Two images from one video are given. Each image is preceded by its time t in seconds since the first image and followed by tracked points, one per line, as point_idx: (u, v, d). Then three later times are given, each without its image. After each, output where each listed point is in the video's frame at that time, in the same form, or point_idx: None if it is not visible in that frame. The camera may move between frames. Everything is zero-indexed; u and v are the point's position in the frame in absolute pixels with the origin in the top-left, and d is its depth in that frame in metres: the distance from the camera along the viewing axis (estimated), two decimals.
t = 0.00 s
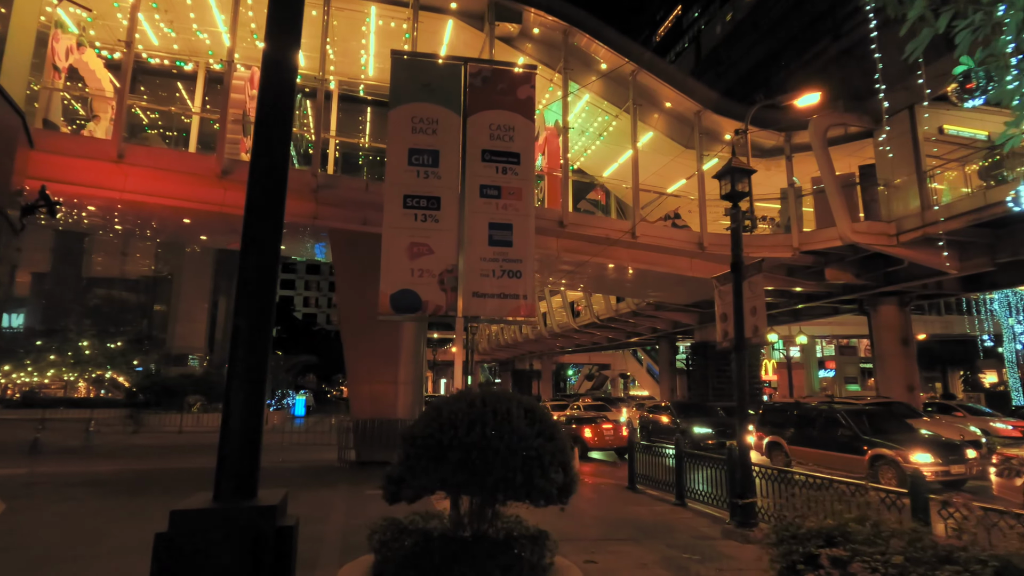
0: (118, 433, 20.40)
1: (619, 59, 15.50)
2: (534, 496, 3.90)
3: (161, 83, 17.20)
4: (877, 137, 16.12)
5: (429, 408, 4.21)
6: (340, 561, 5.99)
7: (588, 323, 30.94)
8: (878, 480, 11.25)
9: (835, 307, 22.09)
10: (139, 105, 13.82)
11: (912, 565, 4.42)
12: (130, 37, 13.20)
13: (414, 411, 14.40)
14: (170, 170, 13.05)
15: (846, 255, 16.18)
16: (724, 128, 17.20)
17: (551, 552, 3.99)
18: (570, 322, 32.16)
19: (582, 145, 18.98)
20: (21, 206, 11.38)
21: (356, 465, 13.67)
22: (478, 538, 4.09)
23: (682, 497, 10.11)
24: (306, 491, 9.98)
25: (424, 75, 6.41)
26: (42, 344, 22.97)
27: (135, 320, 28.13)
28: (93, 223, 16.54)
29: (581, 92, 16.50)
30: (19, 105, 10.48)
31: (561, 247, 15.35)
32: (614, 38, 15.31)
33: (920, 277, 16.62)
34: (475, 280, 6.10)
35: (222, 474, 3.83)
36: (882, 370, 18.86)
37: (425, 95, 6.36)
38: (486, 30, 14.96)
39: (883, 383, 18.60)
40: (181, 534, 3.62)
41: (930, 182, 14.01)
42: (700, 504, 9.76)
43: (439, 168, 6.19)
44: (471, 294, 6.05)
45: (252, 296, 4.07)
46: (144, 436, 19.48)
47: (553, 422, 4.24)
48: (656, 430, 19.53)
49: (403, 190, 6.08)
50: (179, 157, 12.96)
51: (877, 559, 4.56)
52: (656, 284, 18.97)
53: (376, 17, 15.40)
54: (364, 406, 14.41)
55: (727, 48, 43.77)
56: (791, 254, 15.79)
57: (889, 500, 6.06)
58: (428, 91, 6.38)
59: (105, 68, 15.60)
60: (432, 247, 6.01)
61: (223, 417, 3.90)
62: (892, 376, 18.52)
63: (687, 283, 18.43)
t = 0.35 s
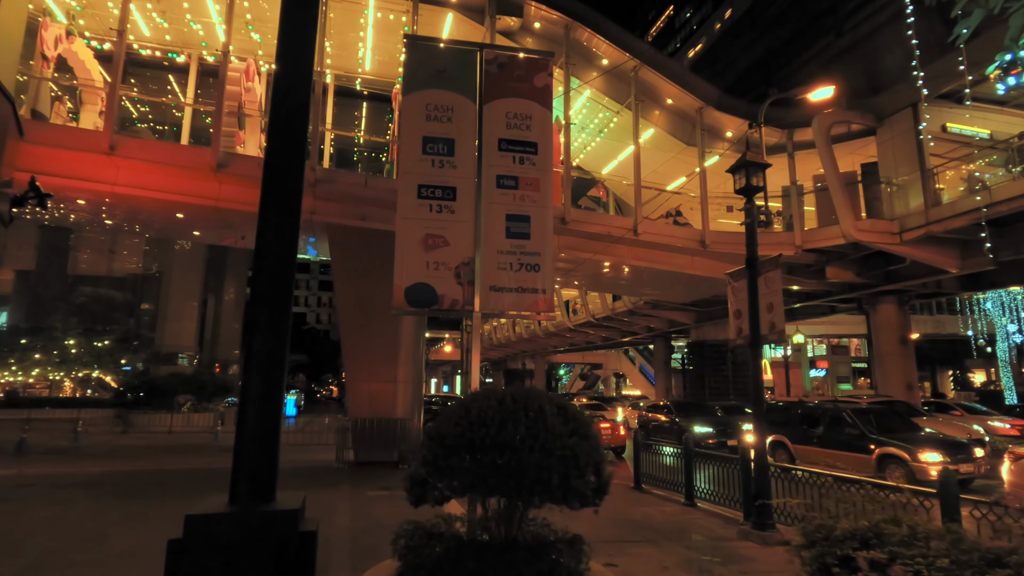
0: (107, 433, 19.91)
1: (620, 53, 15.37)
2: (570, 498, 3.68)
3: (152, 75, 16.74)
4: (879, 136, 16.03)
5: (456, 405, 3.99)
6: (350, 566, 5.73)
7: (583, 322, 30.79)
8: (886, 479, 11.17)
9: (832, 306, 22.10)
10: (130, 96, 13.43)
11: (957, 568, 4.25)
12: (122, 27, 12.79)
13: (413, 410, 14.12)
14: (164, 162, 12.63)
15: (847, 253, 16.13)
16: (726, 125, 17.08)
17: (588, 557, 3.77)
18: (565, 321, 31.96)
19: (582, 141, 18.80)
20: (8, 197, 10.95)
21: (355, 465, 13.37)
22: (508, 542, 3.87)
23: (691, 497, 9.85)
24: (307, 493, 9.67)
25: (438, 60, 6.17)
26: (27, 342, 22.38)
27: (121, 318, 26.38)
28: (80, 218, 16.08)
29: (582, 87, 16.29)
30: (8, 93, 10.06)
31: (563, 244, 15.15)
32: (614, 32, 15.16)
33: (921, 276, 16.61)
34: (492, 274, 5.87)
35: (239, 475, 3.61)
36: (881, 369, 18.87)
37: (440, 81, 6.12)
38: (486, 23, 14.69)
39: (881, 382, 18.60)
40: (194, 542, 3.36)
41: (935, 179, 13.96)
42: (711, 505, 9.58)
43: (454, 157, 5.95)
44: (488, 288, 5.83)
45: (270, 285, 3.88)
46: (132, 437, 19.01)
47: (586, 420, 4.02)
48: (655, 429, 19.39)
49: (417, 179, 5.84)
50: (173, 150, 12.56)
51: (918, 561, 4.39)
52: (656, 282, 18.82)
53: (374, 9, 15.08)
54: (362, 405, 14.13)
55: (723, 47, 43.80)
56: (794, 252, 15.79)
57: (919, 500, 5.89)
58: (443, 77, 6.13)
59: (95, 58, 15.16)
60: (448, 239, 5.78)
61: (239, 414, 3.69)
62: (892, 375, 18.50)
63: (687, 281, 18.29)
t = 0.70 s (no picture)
0: (94, 433, 19.42)
1: (622, 48, 15.00)
2: (611, 504, 3.47)
3: (141, 65, 16.50)
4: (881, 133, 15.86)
5: (485, 406, 3.78)
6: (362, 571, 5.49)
7: (578, 319, 30.65)
8: (892, 477, 11.11)
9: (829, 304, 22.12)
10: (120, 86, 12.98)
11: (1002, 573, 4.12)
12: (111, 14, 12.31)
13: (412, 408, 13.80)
14: (156, 153, 12.06)
15: (847, 251, 16.08)
16: (727, 121, 16.94)
17: (627, 566, 3.57)
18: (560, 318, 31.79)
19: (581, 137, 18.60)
20: None
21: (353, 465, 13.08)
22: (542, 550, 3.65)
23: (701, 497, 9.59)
24: (307, 495, 9.40)
25: (454, 45, 5.91)
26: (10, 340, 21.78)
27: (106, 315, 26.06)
28: (67, 211, 15.61)
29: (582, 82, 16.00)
30: None
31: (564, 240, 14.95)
32: (615, 25, 14.83)
33: (920, 274, 16.61)
34: (511, 268, 5.64)
35: (258, 482, 3.37)
36: (878, 367, 18.90)
37: (455, 67, 5.87)
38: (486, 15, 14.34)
39: (879, 379, 18.63)
40: (211, 554, 3.11)
41: (938, 177, 13.89)
42: (721, 504, 9.43)
43: (470, 146, 5.71)
44: (506, 283, 5.59)
45: (288, 279, 3.64)
46: (121, 436, 18.55)
47: (623, 421, 3.81)
48: (654, 428, 19.27)
49: (432, 169, 5.59)
50: (166, 141, 11.99)
51: (961, 565, 4.26)
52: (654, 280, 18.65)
53: None
54: (360, 404, 13.84)
55: (719, 43, 43.65)
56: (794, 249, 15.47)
57: (948, 501, 5.75)
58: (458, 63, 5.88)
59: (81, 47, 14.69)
60: (465, 232, 5.55)
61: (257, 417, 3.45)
62: (889, 373, 18.54)
63: (686, 278, 18.16)
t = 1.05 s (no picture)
0: (79, 432, 18.95)
1: (623, 41, 14.74)
2: (656, 509, 3.26)
3: (128, 54, 16.10)
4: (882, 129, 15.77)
5: (517, 403, 3.57)
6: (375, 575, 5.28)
7: (572, 317, 30.50)
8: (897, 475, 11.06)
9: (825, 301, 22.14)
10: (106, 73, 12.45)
11: None
12: None
13: (410, 407, 13.47)
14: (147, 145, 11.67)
15: (847, 248, 16.03)
16: (727, 117, 16.80)
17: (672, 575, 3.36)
18: (554, 316, 31.62)
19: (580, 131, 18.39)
20: None
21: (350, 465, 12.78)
22: (580, 559, 3.44)
23: (710, 496, 9.36)
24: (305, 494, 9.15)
25: (469, 28, 5.68)
26: None
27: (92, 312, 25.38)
28: (53, 205, 15.15)
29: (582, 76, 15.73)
30: None
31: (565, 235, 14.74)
32: (615, 19, 14.60)
33: (918, 271, 16.61)
34: (529, 260, 5.42)
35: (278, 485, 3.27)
36: (874, 364, 18.91)
37: (470, 50, 5.63)
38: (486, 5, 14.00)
39: (876, 376, 18.67)
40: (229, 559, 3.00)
41: (939, 174, 13.86)
42: (728, 502, 9.28)
43: (487, 133, 5.47)
44: (525, 275, 5.37)
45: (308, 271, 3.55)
46: (108, 435, 18.12)
47: (664, 421, 3.59)
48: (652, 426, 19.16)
49: (448, 156, 5.34)
50: (156, 131, 11.51)
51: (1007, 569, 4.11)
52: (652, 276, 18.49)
53: None
54: (357, 402, 13.53)
55: (715, 40, 43.55)
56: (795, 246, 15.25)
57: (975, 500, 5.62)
58: (473, 46, 5.64)
59: (67, 34, 14.22)
60: (482, 222, 5.31)
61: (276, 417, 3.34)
62: (885, 370, 18.57)
63: (684, 275, 18.03)
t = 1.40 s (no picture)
0: (61, 431, 18.35)
1: (623, 34, 14.51)
2: (707, 513, 3.04)
3: (113, 42, 15.29)
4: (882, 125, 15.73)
5: (553, 399, 3.36)
6: None
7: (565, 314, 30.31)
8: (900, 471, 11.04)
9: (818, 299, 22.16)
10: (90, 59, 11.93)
11: None
12: None
13: (407, 405, 13.10)
14: (136, 135, 11.26)
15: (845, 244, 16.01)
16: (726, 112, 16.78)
17: None
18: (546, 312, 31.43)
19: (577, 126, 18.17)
20: None
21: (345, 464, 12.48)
22: (621, 566, 3.23)
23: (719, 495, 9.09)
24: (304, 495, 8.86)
25: (486, 8, 5.43)
26: None
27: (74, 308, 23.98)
28: (34, 196, 14.59)
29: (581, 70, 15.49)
30: None
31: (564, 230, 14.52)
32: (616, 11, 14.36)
33: (915, 268, 16.65)
34: (548, 250, 5.18)
35: (303, 487, 3.68)
36: (869, 362, 18.97)
37: (486, 30, 5.38)
38: None
39: (870, 373, 18.71)
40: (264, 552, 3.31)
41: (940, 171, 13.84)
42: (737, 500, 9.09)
43: (505, 116, 5.22)
44: (544, 266, 5.13)
45: (327, 285, 3.92)
46: (91, 434, 17.56)
47: (710, 418, 3.37)
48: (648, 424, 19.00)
49: (464, 140, 5.09)
50: (146, 119, 11.11)
51: None
52: (650, 272, 18.33)
53: None
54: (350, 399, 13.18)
55: (708, 38, 43.38)
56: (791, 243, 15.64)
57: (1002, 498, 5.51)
58: (489, 26, 5.39)
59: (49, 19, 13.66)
60: (499, 210, 5.06)
61: (300, 424, 3.75)
62: (880, 367, 18.65)
63: (682, 272, 17.91)
